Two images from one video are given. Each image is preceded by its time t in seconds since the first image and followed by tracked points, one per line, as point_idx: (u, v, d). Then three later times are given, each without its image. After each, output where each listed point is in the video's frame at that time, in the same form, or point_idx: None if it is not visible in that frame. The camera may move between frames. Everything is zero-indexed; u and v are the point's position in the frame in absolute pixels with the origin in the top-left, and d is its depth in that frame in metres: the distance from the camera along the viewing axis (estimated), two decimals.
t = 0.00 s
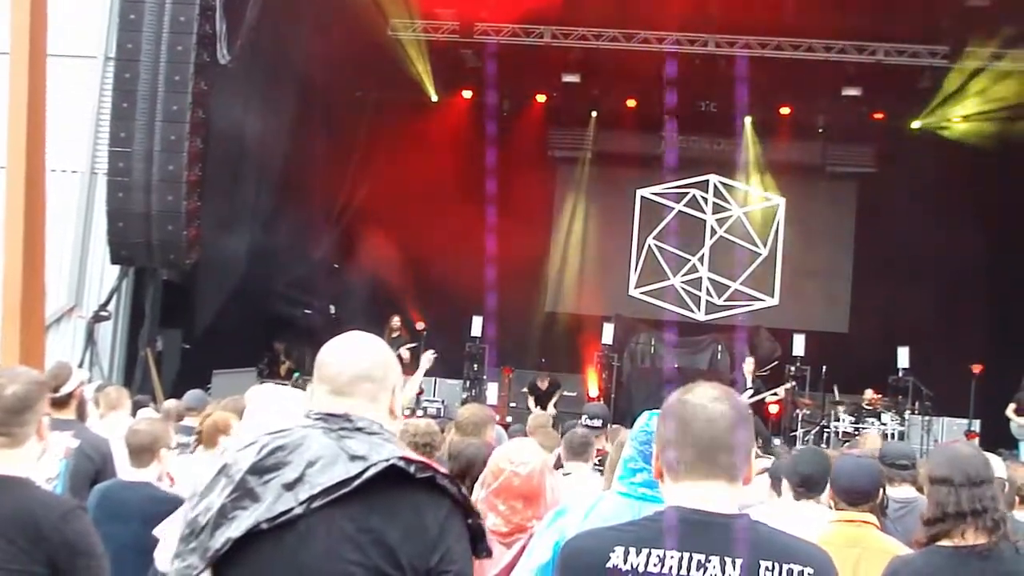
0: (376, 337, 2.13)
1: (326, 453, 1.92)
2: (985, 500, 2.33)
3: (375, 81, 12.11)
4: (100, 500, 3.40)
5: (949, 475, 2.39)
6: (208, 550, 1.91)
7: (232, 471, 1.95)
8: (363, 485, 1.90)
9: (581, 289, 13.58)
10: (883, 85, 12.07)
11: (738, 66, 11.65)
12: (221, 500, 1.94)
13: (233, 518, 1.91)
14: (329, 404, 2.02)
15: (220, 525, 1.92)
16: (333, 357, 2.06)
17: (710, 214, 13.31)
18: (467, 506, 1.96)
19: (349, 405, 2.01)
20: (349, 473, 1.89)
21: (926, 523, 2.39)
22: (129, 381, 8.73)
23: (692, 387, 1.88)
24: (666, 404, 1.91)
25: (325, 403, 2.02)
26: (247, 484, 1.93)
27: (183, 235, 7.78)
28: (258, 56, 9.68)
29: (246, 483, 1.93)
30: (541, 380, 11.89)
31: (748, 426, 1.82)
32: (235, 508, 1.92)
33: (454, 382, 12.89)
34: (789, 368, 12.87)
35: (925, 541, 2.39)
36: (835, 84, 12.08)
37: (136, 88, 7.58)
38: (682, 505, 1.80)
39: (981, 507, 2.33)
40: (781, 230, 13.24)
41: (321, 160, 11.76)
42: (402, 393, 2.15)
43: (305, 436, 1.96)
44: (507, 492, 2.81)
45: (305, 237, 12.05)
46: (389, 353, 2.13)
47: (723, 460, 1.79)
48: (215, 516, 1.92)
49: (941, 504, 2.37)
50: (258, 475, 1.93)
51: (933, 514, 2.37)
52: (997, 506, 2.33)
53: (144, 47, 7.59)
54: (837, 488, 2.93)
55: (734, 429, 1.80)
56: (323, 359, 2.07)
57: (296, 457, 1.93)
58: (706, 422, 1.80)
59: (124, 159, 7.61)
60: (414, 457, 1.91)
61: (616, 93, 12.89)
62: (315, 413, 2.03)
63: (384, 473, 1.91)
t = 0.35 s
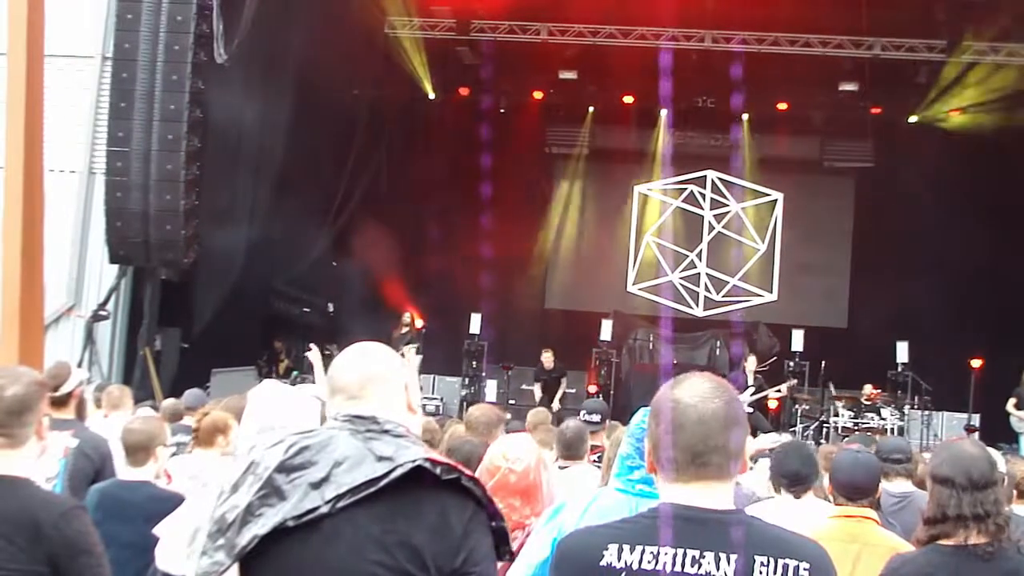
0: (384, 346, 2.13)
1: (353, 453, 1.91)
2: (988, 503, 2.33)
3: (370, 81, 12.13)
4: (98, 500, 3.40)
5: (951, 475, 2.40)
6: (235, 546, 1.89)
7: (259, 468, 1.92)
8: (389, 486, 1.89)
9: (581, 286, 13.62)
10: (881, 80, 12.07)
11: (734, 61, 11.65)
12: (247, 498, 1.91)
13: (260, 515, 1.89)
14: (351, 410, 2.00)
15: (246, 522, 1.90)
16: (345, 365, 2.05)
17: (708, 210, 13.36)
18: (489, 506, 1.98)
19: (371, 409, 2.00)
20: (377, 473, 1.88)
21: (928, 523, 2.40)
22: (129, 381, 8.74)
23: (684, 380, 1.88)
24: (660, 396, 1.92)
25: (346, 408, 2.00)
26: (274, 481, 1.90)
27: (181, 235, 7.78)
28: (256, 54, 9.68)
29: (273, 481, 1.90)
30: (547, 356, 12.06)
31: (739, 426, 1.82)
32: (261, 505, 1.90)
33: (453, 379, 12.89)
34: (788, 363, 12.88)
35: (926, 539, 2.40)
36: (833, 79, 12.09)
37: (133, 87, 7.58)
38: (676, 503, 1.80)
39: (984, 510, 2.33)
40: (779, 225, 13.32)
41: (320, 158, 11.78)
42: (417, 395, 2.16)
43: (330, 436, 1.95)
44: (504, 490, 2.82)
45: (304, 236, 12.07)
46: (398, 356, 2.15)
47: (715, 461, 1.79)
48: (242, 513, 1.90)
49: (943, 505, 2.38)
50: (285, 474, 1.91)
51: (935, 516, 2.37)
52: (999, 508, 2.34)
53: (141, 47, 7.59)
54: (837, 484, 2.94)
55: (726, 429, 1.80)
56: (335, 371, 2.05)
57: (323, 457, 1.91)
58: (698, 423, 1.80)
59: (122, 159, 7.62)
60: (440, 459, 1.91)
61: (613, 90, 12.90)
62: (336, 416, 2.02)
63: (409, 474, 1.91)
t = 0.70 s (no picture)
0: (391, 334, 2.25)
1: (358, 435, 2.07)
2: (981, 484, 2.42)
3: (365, 64, 12.08)
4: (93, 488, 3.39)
5: (946, 455, 2.46)
6: (240, 526, 2.07)
7: (267, 449, 2.11)
8: (395, 466, 2.04)
9: (573, 266, 13.59)
10: (874, 60, 12.06)
11: (727, 42, 11.64)
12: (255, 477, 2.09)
13: (266, 494, 2.07)
14: (357, 395, 2.16)
15: (252, 501, 2.08)
16: (348, 350, 2.19)
17: (702, 190, 13.36)
18: (494, 489, 2.09)
19: (376, 394, 2.15)
20: (381, 454, 2.03)
21: (921, 501, 2.49)
22: (124, 366, 8.75)
23: (672, 359, 1.86)
24: (647, 375, 1.90)
25: (351, 393, 2.16)
26: (280, 461, 2.09)
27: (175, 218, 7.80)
28: (248, 37, 9.64)
29: (279, 461, 2.08)
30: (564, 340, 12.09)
31: (730, 405, 1.81)
32: (269, 484, 2.08)
33: (449, 362, 12.90)
34: (783, 343, 12.86)
35: (919, 516, 2.50)
36: (826, 59, 12.08)
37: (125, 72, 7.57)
38: (671, 487, 1.81)
39: (975, 491, 2.42)
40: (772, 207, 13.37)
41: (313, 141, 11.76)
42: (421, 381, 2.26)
43: (336, 419, 2.12)
44: (503, 472, 2.84)
45: (298, 220, 12.07)
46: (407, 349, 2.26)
47: (705, 442, 1.79)
48: (248, 493, 2.08)
49: (936, 484, 2.45)
50: (290, 455, 2.09)
51: (929, 496, 2.46)
52: (992, 489, 2.42)
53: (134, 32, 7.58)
54: (831, 464, 2.92)
55: (717, 410, 1.79)
56: (337, 355, 2.20)
57: (328, 439, 2.08)
58: (687, 406, 1.78)
59: (116, 144, 7.58)
60: (443, 442, 2.05)
61: (607, 71, 12.88)
62: (344, 398, 2.18)
63: (415, 456, 2.05)
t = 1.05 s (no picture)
0: (342, 277, 2.10)
1: (317, 379, 1.89)
2: (966, 426, 2.46)
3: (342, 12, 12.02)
4: (71, 436, 3.37)
5: (929, 398, 2.50)
6: (200, 473, 1.90)
7: (222, 395, 1.93)
8: (354, 411, 1.86)
9: (552, 212, 13.53)
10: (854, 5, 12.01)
11: None
12: (212, 424, 1.92)
13: (224, 441, 1.90)
14: (315, 339, 1.99)
15: (210, 449, 1.90)
16: (304, 296, 2.03)
17: (682, 136, 13.38)
18: (457, 435, 1.91)
19: (332, 337, 1.99)
20: (340, 397, 1.85)
21: (904, 444, 2.53)
22: (101, 314, 8.68)
23: (655, 307, 1.84)
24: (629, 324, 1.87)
25: (308, 337, 1.98)
26: (236, 408, 1.90)
27: (151, 167, 7.73)
28: None
29: (236, 407, 1.90)
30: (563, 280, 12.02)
31: (714, 351, 1.79)
32: (225, 432, 1.90)
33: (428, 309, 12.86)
34: (762, 290, 12.84)
35: (902, 459, 2.54)
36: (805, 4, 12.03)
37: (99, 18, 7.47)
38: (653, 433, 1.77)
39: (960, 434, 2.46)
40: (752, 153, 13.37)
41: (290, 89, 11.69)
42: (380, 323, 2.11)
43: (294, 362, 1.93)
44: (480, 420, 2.82)
45: (275, 168, 12.00)
46: (366, 296, 2.12)
47: (689, 388, 1.76)
48: (205, 441, 1.91)
49: (921, 428, 2.49)
50: (248, 400, 1.91)
51: (914, 438, 2.50)
52: (975, 431, 2.47)
53: None
54: (811, 410, 2.91)
55: (700, 355, 1.76)
56: (293, 300, 2.05)
57: (286, 384, 1.90)
58: (670, 349, 1.76)
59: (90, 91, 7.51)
60: (405, 384, 1.86)
61: (585, 17, 12.83)
62: (299, 342, 2.00)
63: (375, 399, 1.87)
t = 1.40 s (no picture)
0: (304, 294, 2.11)
1: (261, 412, 1.93)
2: (933, 457, 2.44)
3: (321, 44, 12.02)
4: (43, 466, 3.36)
5: (897, 430, 2.50)
6: (140, 508, 1.93)
7: (168, 429, 1.97)
8: (297, 444, 1.90)
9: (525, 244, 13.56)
10: (828, 39, 12.09)
11: (682, 20, 11.65)
12: (156, 458, 1.95)
13: (168, 475, 1.93)
14: (260, 367, 2.01)
15: (154, 483, 1.93)
16: (262, 318, 2.04)
17: (658, 168, 13.43)
18: (403, 469, 1.94)
19: (279, 367, 2.00)
20: (283, 431, 1.89)
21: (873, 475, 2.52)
22: (77, 347, 8.63)
23: (636, 342, 1.83)
24: (611, 358, 1.86)
25: (255, 368, 2.01)
26: (182, 441, 1.94)
27: (126, 198, 7.71)
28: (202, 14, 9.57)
29: (181, 441, 1.94)
30: (555, 310, 11.92)
31: (696, 385, 1.78)
32: (169, 466, 1.94)
33: (405, 341, 12.83)
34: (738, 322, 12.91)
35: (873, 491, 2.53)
36: (780, 38, 12.11)
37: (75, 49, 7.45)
38: (632, 466, 1.76)
39: (927, 465, 2.44)
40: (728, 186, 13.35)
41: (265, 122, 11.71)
42: (339, 347, 2.13)
43: (240, 396, 1.97)
44: (455, 453, 2.84)
45: (251, 200, 11.99)
46: (330, 313, 2.13)
47: (671, 423, 1.76)
48: (149, 474, 1.94)
49: (888, 459, 2.48)
50: (192, 434, 1.94)
51: (880, 470, 2.49)
52: (942, 462, 2.46)
53: (83, 9, 7.47)
54: (786, 441, 2.90)
55: (680, 389, 1.76)
56: (250, 324, 2.04)
57: (230, 418, 1.94)
58: (652, 382, 1.76)
59: (66, 124, 7.48)
60: (347, 418, 1.91)
61: (562, 51, 12.90)
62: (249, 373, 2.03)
63: (318, 432, 1.91)
